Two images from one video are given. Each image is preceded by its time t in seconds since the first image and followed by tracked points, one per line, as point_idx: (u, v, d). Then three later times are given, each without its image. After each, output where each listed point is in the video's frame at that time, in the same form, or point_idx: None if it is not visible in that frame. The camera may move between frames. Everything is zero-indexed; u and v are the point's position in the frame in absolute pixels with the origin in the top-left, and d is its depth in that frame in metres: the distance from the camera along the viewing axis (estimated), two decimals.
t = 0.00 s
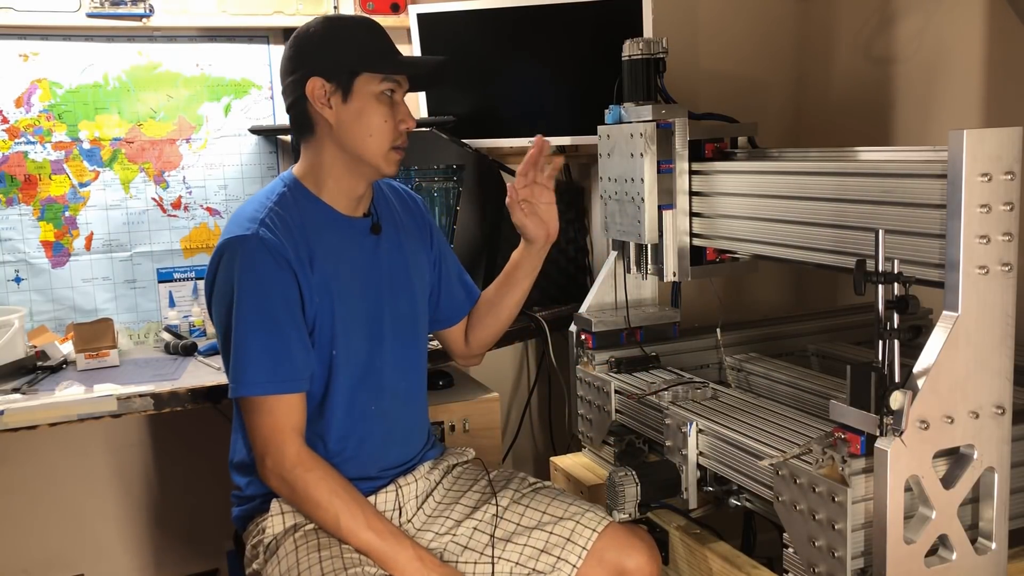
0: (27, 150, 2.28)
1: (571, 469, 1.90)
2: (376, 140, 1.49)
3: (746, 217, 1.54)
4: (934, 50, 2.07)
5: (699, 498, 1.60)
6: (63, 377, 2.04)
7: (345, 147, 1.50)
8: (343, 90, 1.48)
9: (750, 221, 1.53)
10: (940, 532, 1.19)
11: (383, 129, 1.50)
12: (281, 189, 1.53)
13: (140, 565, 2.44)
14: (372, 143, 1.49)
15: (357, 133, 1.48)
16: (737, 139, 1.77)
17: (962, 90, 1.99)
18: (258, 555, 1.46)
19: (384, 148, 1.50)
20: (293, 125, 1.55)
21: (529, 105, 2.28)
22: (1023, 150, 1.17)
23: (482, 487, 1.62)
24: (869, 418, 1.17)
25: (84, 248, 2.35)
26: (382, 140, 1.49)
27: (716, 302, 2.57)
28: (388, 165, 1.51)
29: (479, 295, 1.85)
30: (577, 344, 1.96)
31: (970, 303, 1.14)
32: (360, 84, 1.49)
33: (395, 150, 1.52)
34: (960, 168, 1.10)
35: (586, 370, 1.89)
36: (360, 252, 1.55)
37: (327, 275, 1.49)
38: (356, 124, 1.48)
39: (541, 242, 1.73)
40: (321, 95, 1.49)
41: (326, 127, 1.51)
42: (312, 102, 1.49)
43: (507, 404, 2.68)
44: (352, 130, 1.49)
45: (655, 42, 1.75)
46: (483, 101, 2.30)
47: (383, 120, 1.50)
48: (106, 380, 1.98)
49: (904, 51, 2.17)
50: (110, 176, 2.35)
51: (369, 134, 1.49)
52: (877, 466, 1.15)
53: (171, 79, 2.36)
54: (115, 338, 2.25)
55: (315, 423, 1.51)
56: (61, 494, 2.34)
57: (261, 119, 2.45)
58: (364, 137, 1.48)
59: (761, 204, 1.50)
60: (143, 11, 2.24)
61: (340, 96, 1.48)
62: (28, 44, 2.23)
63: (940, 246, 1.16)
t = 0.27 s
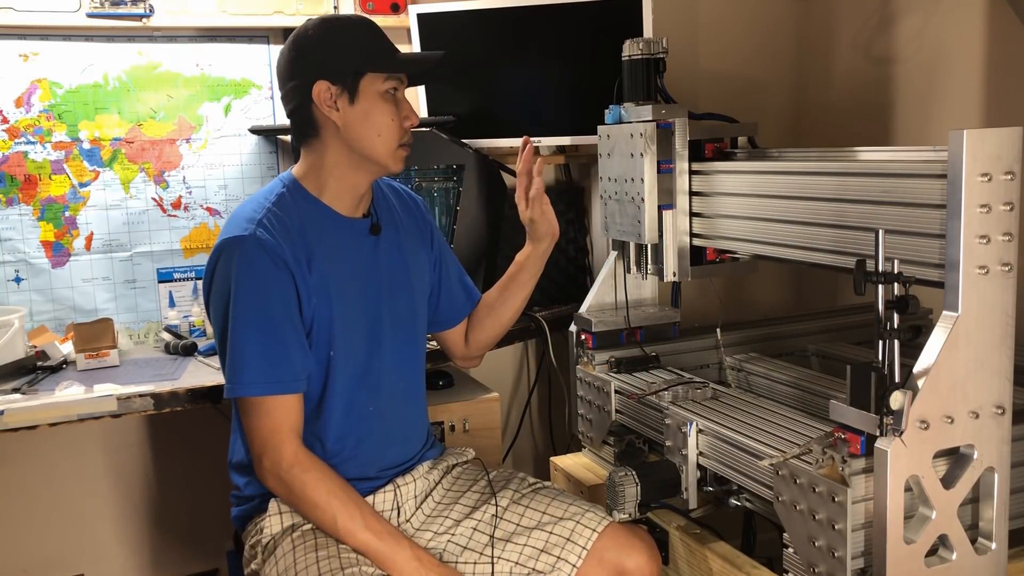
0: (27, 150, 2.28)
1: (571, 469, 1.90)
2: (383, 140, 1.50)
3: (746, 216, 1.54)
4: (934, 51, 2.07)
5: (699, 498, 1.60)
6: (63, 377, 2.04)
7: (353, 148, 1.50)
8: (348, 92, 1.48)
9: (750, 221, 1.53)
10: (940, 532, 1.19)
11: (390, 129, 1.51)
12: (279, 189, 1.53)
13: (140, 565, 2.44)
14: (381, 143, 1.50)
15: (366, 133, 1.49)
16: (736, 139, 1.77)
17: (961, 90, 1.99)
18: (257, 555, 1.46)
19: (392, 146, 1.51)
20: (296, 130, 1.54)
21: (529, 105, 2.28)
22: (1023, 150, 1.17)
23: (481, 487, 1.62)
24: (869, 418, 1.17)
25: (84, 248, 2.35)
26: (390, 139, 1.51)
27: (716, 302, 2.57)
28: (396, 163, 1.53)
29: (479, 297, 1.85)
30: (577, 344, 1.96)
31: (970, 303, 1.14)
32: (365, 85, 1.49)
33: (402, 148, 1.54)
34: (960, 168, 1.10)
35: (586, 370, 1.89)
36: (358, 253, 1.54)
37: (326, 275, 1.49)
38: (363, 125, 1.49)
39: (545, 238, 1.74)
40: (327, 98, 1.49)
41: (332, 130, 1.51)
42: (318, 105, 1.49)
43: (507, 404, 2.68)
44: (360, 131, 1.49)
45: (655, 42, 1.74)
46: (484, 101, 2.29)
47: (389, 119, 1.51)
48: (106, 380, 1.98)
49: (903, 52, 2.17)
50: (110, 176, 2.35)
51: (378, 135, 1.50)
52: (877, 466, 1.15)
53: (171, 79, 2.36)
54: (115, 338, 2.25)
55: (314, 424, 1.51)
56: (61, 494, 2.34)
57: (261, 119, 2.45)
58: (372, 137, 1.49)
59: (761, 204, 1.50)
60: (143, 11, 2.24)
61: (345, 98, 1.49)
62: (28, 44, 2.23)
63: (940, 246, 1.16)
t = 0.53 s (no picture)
0: (27, 150, 2.28)
1: (571, 469, 1.90)
2: (388, 141, 1.51)
3: (746, 216, 1.54)
4: (934, 51, 2.07)
5: (699, 498, 1.60)
6: (63, 377, 2.04)
7: (358, 150, 1.51)
8: (352, 93, 1.48)
9: (750, 221, 1.53)
10: (940, 532, 1.19)
11: (394, 130, 1.51)
12: (282, 188, 1.53)
13: (140, 565, 2.44)
14: (386, 143, 1.50)
15: (372, 134, 1.50)
16: (736, 139, 1.77)
17: (962, 90, 1.99)
18: (257, 554, 1.46)
19: (398, 147, 1.52)
20: (299, 134, 1.54)
21: (529, 105, 2.28)
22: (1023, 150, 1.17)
23: (481, 487, 1.62)
24: (869, 418, 1.17)
25: (84, 248, 2.35)
26: (394, 141, 1.51)
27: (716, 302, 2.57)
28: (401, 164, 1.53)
29: (480, 299, 1.85)
30: (577, 344, 1.96)
31: (970, 303, 1.14)
32: (370, 86, 1.50)
33: (408, 149, 1.54)
34: (960, 168, 1.10)
35: (587, 370, 1.89)
36: (360, 253, 1.54)
37: (328, 275, 1.49)
38: (367, 126, 1.49)
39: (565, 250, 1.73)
40: (331, 99, 1.49)
41: (337, 131, 1.51)
42: (321, 107, 1.50)
43: (507, 404, 2.68)
44: (365, 132, 1.49)
45: (655, 42, 1.74)
46: (484, 101, 2.29)
47: (393, 121, 1.51)
48: (106, 380, 1.98)
49: (904, 52, 2.17)
50: (110, 176, 2.35)
51: (383, 136, 1.50)
52: (877, 466, 1.15)
53: (171, 79, 2.36)
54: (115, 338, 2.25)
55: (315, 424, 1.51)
56: (61, 494, 2.34)
57: (261, 119, 2.45)
58: (377, 138, 1.50)
59: (760, 204, 1.50)
60: (143, 11, 2.24)
61: (349, 99, 1.49)
62: (28, 44, 2.23)
63: (940, 246, 1.16)
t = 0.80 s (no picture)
0: (27, 150, 2.28)
1: (571, 469, 1.90)
2: (358, 141, 1.48)
3: (746, 217, 1.54)
4: (934, 51, 2.07)
5: (699, 498, 1.60)
6: (63, 377, 2.04)
7: (333, 148, 1.50)
8: (325, 93, 1.49)
9: (750, 221, 1.53)
10: (940, 532, 1.19)
11: (367, 129, 1.48)
12: (287, 187, 1.53)
13: (140, 565, 2.44)
14: (356, 144, 1.48)
15: (342, 134, 1.48)
16: (736, 139, 1.77)
17: (961, 90, 1.99)
18: (258, 554, 1.46)
19: (370, 149, 1.48)
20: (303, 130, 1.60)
21: (529, 105, 2.28)
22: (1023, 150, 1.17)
23: (481, 487, 1.62)
24: (869, 418, 1.17)
25: (84, 248, 2.35)
26: (365, 140, 1.48)
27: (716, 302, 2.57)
28: (376, 165, 1.49)
29: (480, 300, 1.85)
30: (577, 344, 1.96)
31: (971, 303, 1.14)
32: (342, 86, 1.48)
33: (385, 150, 1.50)
34: (960, 168, 1.10)
35: (587, 370, 1.89)
36: (364, 253, 1.54)
37: (332, 274, 1.49)
38: (338, 126, 1.48)
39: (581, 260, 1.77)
40: (309, 99, 1.51)
41: (318, 130, 1.52)
42: (301, 105, 1.52)
43: (507, 404, 2.68)
44: (337, 132, 1.49)
45: (655, 42, 1.74)
46: (484, 102, 2.30)
47: (366, 120, 1.48)
48: (105, 380, 1.98)
49: (903, 52, 2.17)
50: (110, 177, 2.35)
51: (353, 136, 1.47)
52: (877, 466, 1.16)
53: (171, 79, 2.36)
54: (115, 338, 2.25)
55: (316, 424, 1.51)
56: (60, 494, 2.34)
57: (261, 119, 2.45)
58: (347, 138, 1.48)
59: (760, 204, 1.50)
60: (143, 11, 2.24)
61: (323, 98, 1.49)
62: (28, 44, 2.23)
63: (940, 246, 1.16)
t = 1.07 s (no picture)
0: (27, 150, 2.27)
1: (571, 469, 1.90)
2: (328, 143, 1.49)
3: (746, 216, 1.54)
4: (934, 51, 2.07)
5: (699, 498, 1.60)
6: (63, 377, 2.04)
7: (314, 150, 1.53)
8: (303, 98, 1.53)
9: (750, 221, 1.53)
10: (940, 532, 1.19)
11: (336, 131, 1.48)
12: (290, 186, 1.53)
13: (140, 565, 2.44)
14: (326, 147, 1.49)
15: (315, 137, 1.51)
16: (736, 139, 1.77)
17: (961, 90, 1.99)
18: (258, 554, 1.46)
19: (338, 150, 1.48)
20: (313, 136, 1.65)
21: (529, 105, 2.28)
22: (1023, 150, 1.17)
23: (481, 487, 1.62)
24: (869, 418, 1.17)
25: (84, 248, 2.35)
26: (335, 142, 1.48)
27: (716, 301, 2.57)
28: (347, 165, 1.48)
29: (484, 303, 1.85)
30: (577, 344, 1.96)
31: (971, 302, 1.14)
32: (311, 91, 1.50)
33: (355, 150, 1.48)
34: (960, 168, 1.10)
35: (587, 370, 1.89)
36: (366, 253, 1.54)
37: (335, 274, 1.49)
38: (312, 129, 1.51)
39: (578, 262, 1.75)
40: (296, 108, 1.57)
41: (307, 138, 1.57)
42: (293, 113, 1.58)
43: (507, 404, 2.67)
44: (312, 137, 1.52)
45: (655, 42, 1.74)
46: (484, 101, 2.29)
47: (334, 122, 1.48)
48: (105, 380, 1.98)
49: (904, 52, 2.17)
50: (110, 177, 2.35)
51: (321, 139, 1.49)
52: (876, 466, 1.15)
53: (171, 79, 2.36)
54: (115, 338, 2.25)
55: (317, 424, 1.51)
56: (61, 494, 2.34)
57: (261, 119, 2.45)
58: (319, 140, 1.50)
59: (760, 204, 1.50)
60: (143, 11, 2.24)
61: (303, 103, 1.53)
62: (28, 44, 2.23)
63: (940, 246, 1.16)
